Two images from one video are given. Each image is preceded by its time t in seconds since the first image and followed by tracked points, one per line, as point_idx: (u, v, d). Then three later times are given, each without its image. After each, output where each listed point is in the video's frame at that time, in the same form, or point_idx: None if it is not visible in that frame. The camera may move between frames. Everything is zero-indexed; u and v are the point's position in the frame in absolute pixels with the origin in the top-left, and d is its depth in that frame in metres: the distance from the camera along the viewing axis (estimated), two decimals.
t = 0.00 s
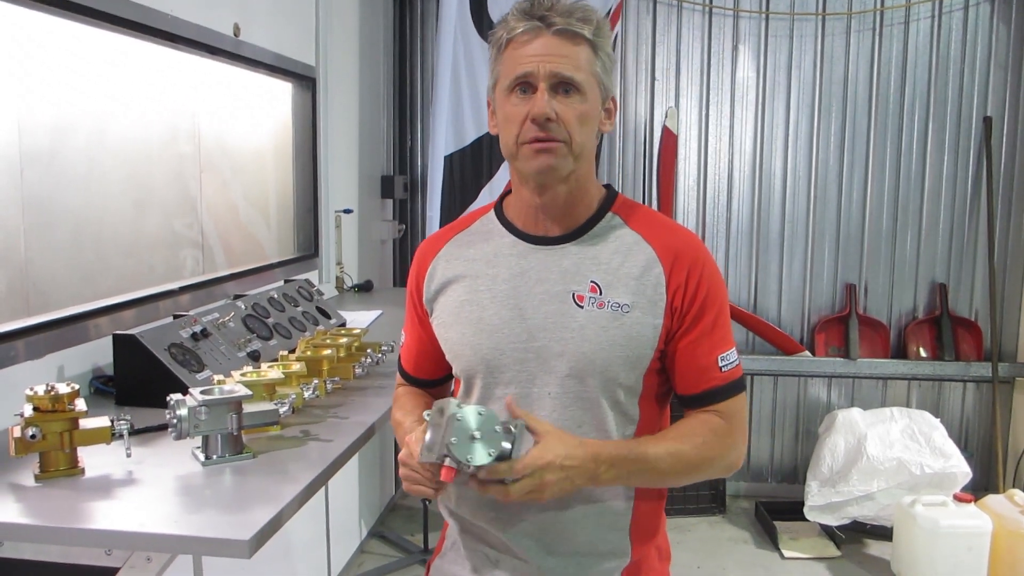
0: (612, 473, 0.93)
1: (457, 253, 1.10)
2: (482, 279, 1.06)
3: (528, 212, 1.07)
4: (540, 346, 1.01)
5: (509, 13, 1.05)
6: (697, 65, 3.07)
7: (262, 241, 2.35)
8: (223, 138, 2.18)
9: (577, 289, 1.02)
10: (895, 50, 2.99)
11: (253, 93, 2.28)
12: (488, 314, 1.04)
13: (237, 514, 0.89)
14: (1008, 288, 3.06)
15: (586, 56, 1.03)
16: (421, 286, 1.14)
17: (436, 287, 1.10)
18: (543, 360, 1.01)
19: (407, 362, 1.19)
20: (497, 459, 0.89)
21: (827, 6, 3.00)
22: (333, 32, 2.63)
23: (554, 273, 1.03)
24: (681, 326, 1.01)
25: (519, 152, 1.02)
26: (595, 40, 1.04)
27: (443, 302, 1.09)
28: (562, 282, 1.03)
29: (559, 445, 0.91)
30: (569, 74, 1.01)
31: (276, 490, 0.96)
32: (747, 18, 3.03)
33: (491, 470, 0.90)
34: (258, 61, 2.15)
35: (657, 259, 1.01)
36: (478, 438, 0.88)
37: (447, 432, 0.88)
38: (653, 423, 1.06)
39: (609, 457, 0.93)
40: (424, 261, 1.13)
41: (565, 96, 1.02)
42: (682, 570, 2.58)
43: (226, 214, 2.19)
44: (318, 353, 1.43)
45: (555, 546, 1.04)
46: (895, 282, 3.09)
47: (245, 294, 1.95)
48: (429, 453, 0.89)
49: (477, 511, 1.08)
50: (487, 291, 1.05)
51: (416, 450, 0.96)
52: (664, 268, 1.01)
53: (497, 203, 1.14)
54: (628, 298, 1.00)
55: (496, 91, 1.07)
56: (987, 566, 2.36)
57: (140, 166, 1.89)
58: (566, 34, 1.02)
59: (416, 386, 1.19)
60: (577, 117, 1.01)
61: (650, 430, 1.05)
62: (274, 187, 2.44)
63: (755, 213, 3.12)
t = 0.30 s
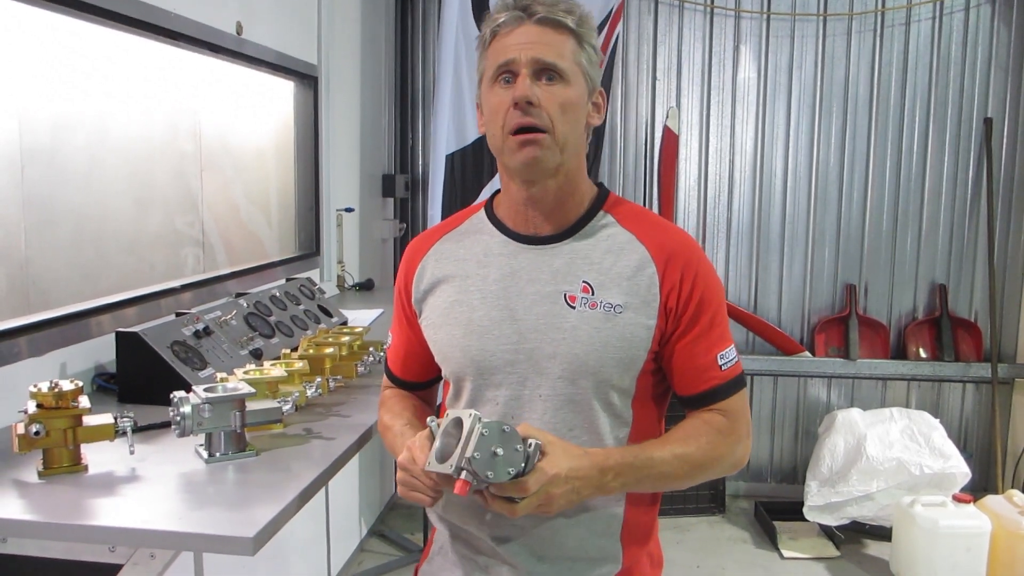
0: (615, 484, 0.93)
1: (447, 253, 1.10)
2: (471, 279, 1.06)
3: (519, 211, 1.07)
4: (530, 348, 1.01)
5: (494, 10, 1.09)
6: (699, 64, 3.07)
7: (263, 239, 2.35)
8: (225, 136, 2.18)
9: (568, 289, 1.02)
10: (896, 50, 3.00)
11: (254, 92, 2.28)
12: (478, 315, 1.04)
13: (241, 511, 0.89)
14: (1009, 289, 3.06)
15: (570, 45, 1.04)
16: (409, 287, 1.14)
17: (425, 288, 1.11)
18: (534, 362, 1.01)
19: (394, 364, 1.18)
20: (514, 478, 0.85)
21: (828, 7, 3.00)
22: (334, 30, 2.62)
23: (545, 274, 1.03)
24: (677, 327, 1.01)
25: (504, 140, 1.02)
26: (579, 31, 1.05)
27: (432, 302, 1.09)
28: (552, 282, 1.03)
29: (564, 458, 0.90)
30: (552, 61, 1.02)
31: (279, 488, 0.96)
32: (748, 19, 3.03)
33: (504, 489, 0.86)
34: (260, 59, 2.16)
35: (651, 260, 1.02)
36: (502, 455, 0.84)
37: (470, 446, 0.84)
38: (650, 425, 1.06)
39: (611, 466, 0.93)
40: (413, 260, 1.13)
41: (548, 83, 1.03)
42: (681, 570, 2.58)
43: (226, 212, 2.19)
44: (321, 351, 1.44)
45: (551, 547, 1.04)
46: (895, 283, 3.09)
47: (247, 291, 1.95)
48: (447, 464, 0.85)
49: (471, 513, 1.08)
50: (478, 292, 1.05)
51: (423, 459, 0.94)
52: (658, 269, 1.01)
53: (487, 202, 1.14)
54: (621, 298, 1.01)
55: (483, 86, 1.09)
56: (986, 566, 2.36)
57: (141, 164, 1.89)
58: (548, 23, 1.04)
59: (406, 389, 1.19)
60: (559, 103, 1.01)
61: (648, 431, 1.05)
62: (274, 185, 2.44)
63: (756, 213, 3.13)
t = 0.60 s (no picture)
0: (619, 473, 0.93)
1: (440, 252, 1.09)
2: (465, 278, 1.06)
3: (513, 209, 1.07)
4: (529, 347, 1.00)
5: (475, 11, 1.10)
6: (699, 64, 3.07)
7: (264, 238, 2.35)
8: (226, 135, 2.18)
9: (567, 286, 1.02)
10: (897, 51, 3.00)
11: (255, 91, 2.28)
12: (474, 313, 1.03)
13: (243, 510, 0.89)
14: (1009, 289, 3.06)
15: (555, 37, 1.04)
16: (400, 288, 1.12)
17: (417, 288, 1.10)
18: (534, 360, 1.01)
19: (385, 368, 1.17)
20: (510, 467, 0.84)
21: (829, 7, 3.00)
22: (335, 29, 2.62)
23: (543, 271, 1.03)
24: (676, 322, 1.02)
25: (495, 136, 1.02)
26: (562, 24, 1.06)
27: (425, 302, 1.09)
28: (551, 279, 1.02)
29: (564, 446, 0.89)
30: (538, 53, 1.02)
31: (281, 487, 0.97)
32: (749, 19, 3.03)
33: (502, 481, 0.85)
34: (261, 58, 2.15)
35: (649, 254, 1.02)
36: (490, 451, 0.82)
37: (456, 449, 0.82)
38: (649, 422, 1.06)
39: (613, 453, 0.93)
40: (404, 261, 1.13)
41: (536, 76, 1.03)
42: (682, 570, 2.59)
43: (227, 210, 2.19)
44: (322, 350, 1.43)
45: (551, 547, 1.04)
46: (896, 283, 3.09)
47: (247, 291, 1.95)
48: (440, 472, 0.84)
49: (471, 513, 1.07)
50: (472, 290, 1.05)
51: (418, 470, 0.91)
52: (657, 263, 1.02)
53: (479, 200, 1.13)
54: (620, 293, 1.01)
55: (470, 86, 1.09)
56: (986, 567, 2.36)
57: (142, 163, 1.89)
58: (532, 17, 1.04)
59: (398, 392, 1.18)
60: (547, 94, 1.01)
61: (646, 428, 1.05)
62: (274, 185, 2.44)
63: (756, 214, 3.13)
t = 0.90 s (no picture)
0: (661, 442, 0.92)
1: (436, 251, 1.06)
2: (464, 274, 1.03)
3: (514, 206, 1.05)
4: (535, 342, 0.99)
5: (468, 14, 1.09)
6: (699, 64, 3.07)
7: (264, 239, 2.36)
8: (226, 135, 2.18)
9: (572, 280, 1.01)
10: (897, 50, 2.99)
11: (255, 91, 2.28)
12: (476, 309, 1.01)
13: (244, 511, 0.89)
14: (1010, 289, 3.06)
15: (553, 38, 1.05)
16: (394, 290, 1.09)
17: (413, 286, 1.06)
18: (542, 356, 0.99)
19: (375, 370, 1.14)
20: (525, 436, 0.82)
21: (829, 7, 3.00)
22: (335, 29, 2.62)
23: (545, 266, 1.02)
24: (678, 313, 1.03)
25: (502, 138, 1.01)
26: (558, 25, 1.07)
27: (422, 300, 1.05)
28: (554, 273, 1.01)
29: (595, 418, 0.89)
30: (540, 55, 1.03)
31: (281, 488, 0.97)
32: (749, 18, 3.03)
33: (520, 450, 0.83)
34: (260, 58, 2.15)
35: (651, 248, 1.03)
36: (503, 427, 0.80)
37: (469, 433, 0.79)
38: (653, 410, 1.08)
39: (648, 426, 0.92)
40: (398, 260, 1.08)
41: (539, 77, 1.03)
42: (683, 570, 2.59)
43: (228, 211, 2.19)
44: (323, 351, 1.44)
45: (554, 546, 1.03)
46: (897, 284, 3.09)
47: (248, 291, 1.95)
48: (461, 459, 0.80)
49: (473, 515, 1.05)
50: (473, 284, 1.02)
51: (432, 469, 0.87)
52: (658, 256, 1.02)
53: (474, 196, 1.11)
54: (625, 285, 1.01)
55: (468, 89, 1.08)
56: (987, 567, 2.36)
57: (142, 164, 1.89)
58: (530, 19, 1.05)
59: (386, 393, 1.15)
60: (552, 95, 1.01)
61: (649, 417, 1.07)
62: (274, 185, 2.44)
63: (756, 213, 3.12)
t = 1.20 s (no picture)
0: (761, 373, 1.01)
1: (447, 251, 1.03)
2: (477, 275, 1.01)
3: (523, 207, 1.06)
4: (555, 340, 0.99)
5: (480, 11, 1.07)
6: (699, 64, 3.07)
7: (264, 239, 2.36)
8: (226, 135, 2.19)
9: (587, 279, 1.02)
10: (897, 51, 2.99)
11: (255, 92, 2.28)
12: (494, 308, 0.99)
13: (244, 511, 0.89)
14: (1009, 290, 3.06)
15: (567, 42, 1.06)
16: (397, 296, 1.03)
17: (423, 288, 1.02)
18: (562, 355, 0.99)
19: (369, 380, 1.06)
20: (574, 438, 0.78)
21: (829, 7, 3.00)
22: (336, 29, 2.62)
23: (557, 266, 1.02)
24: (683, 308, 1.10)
25: (519, 143, 1.02)
26: (570, 28, 1.07)
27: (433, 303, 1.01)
28: (567, 273, 1.02)
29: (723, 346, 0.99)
30: (557, 60, 1.04)
31: (281, 488, 0.97)
32: (749, 19, 3.03)
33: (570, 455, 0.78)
34: (261, 59, 2.15)
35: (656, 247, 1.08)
36: (556, 429, 0.75)
37: (526, 435, 0.75)
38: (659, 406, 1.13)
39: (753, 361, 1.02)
40: (401, 265, 1.03)
41: (555, 83, 1.04)
42: (683, 570, 2.58)
43: (227, 211, 2.19)
44: (322, 351, 1.44)
45: (557, 547, 1.02)
46: (897, 284, 3.09)
47: (248, 292, 1.95)
48: (511, 463, 0.77)
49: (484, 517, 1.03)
50: (488, 285, 1.01)
51: (471, 476, 0.83)
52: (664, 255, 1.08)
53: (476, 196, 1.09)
54: (637, 284, 1.04)
55: (479, 89, 1.07)
56: (986, 567, 2.36)
57: (143, 164, 1.89)
58: (546, 23, 1.05)
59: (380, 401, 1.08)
60: (568, 102, 1.03)
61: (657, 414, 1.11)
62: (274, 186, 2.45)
63: (756, 214, 3.13)
